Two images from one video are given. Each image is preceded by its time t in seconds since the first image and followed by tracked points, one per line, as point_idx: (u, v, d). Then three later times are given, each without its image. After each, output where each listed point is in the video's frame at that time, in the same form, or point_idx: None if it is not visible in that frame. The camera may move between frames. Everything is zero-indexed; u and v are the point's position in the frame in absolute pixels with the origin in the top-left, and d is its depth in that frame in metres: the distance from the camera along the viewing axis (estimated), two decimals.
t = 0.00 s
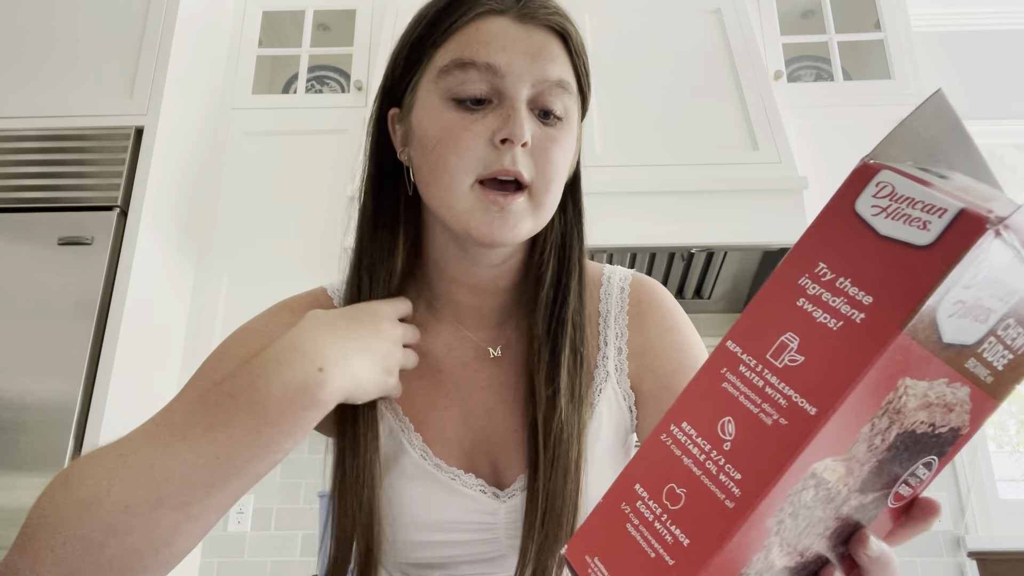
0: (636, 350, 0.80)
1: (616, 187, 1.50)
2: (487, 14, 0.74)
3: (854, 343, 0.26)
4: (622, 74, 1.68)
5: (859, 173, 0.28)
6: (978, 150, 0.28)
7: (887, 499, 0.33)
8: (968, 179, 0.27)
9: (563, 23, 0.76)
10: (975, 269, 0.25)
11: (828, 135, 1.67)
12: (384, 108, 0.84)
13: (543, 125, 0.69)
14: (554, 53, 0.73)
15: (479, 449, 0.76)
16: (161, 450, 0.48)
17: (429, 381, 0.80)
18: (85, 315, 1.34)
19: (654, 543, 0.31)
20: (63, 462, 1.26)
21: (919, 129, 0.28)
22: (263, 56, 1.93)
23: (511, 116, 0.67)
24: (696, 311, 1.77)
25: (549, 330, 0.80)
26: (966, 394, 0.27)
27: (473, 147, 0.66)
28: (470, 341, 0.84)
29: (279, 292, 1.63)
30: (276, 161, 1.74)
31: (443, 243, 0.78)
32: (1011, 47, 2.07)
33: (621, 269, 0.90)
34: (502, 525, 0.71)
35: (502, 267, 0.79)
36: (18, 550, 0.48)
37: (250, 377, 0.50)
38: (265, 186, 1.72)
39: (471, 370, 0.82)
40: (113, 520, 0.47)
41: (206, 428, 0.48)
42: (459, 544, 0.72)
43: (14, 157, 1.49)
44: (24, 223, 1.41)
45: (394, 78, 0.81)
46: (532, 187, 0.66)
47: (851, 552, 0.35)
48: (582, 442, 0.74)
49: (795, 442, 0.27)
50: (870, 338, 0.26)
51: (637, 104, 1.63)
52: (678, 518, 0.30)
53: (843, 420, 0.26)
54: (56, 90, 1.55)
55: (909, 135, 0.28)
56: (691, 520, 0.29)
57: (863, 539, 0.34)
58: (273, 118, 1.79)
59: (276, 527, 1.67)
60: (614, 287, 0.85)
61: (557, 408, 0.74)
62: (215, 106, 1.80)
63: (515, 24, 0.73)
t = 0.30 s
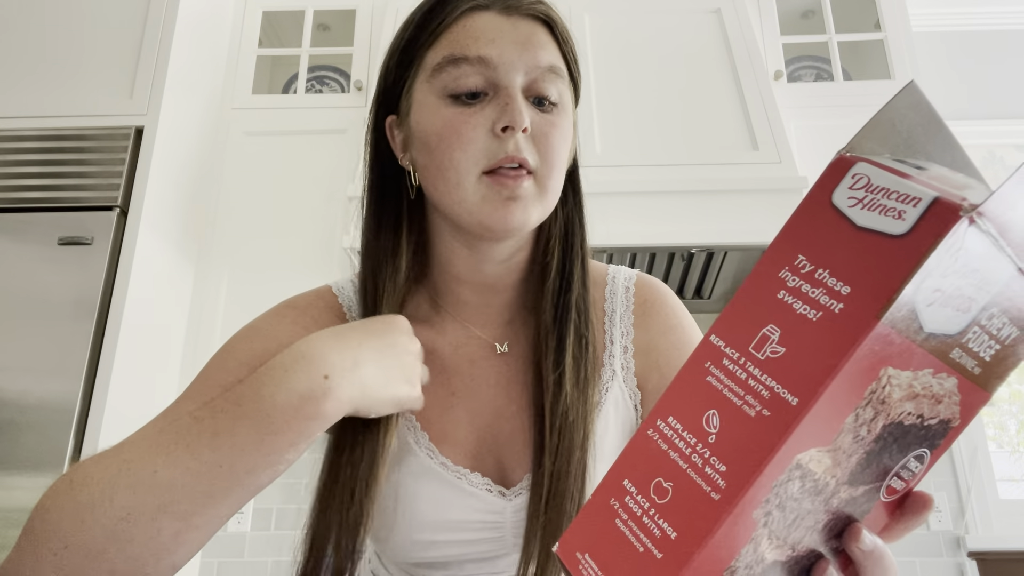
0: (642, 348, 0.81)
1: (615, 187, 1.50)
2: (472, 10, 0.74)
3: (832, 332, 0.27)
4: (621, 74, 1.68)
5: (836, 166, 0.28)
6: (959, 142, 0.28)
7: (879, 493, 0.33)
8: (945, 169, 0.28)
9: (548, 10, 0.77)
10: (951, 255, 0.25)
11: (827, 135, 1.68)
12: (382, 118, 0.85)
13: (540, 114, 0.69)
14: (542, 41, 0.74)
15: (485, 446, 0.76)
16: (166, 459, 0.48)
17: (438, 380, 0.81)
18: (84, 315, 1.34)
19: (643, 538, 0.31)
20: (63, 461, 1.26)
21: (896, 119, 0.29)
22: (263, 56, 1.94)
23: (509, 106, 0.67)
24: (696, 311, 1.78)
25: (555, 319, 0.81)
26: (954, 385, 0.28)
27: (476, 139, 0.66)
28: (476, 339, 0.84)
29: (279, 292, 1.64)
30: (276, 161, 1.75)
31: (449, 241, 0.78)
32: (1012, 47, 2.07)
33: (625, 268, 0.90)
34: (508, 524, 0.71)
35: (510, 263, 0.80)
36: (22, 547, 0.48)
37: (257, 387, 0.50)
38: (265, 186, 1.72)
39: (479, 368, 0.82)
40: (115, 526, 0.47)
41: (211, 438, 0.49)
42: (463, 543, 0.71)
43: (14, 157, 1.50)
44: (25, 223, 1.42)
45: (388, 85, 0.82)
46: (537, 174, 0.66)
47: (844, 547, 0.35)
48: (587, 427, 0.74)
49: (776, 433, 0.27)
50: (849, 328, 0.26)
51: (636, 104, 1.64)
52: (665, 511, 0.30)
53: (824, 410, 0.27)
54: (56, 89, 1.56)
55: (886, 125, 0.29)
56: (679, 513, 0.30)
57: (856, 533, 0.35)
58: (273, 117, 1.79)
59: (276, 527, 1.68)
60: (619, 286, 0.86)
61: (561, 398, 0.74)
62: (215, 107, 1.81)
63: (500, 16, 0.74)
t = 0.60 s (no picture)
0: (642, 348, 0.81)
1: (615, 187, 1.50)
2: (472, 11, 0.74)
3: (835, 333, 0.27)
4: (622, 74, 1.68)
5: (839, 165, 0.28)
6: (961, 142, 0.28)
7: (881, 493, 0.33)
8: (947, 170, 0.28)
9: (550, 13, 0.77)
10: (954, 256, 0.25)
11: (827, 135, 1.68)
12: (384, 113, 0.85)
13: (537, 117, 0.69)
14: (542, 44, 0.74)
15: (490, 443, 0.76)
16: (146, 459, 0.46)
17: (444, 376, 0.80)
18: (84, 316, 1.34)
19: (644, 539, 0.31)
20: (63, 462, 1.26)
21: (898, 120, 0.29)
22: (263, 56, 1.94)
23: (504, 109, 0.67)
24: (697, 311, 1.78)
25: (552, 311, 0.81)
26: (956, 385, 0.28)
27: (469, 140, 0.67)
28: (479, 337, 0.84)
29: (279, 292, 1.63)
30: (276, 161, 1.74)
31: (449, 236, 0.77)
32: (1012, 47, 2.07)
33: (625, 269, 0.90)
34: (512, 522, 0.70)
35: (513, 261, 0.79)
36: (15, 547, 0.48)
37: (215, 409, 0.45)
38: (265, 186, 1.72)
39: (483, 365, 0.82)
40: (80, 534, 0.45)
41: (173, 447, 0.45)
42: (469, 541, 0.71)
43: (15, 157, 1.50)
44: (24, 223, 1.42)
45: (390, 82, 0.82)
46: (530, 177, 0.66)
47: (846, 548, 0.35)
48: (588, 416, 0.75)
49: (778, 433, 0.27)
50: (851, 328, 0.26)
51: (636, 104, 1.64)
52: (667, 513, 0.30)
53: (826, 412, 0.27)
54: (56, 90, 1.55)
55: (888, 126, 0.29)
56: (681, 514, 0.30)
57: (858, 534, 0.35)
58: (273, 118, 1.79)
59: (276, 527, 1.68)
60: (619, 286, 0.86)
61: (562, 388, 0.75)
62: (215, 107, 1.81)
63: (501, 19, 0.74)
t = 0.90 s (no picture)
0: (642, 348, 0.81)
1: (616, 187, 1.50)
2: (473, 20, 0.74)
3: (838, 337, 0.26)
4: (622, 75, 1.68)
5: (843, 168, 0.28)
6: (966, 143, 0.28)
7: (883, 495, 0.33)
8: (950, 173, 0.28)
9: (553, 23, 0.76)
10: (958, 261, 0.25)
11: (828, 135, 1.67)
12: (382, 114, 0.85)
13: (534, 132, 0.69)
14: (543, 55, 0.73)
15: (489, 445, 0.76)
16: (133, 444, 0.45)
17: (443, 380, 0.81)
18: (84, 316, 1.34)
19: (645, 542, 0.31)
20: (63, 462, 1.26)
21: (902, 122, 0.28)
22: (263, 56, 1.93)
23: (500, 126, 0.67)
24: (697, 311, 1.78)
25: (553, 323, 0.81)
26: (959, 389, 0.28)
27: (464, 157, 0.67)
28: (475, 341, 0.84)
29: (280, 292, 1.63)
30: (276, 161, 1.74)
31: (446, 245, 0.78)
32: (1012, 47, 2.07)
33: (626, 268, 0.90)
34: (512, 525, 0.70)
35: (509, 266, 0.79)
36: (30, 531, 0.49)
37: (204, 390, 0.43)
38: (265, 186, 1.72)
39: (481, 371, 0.82)
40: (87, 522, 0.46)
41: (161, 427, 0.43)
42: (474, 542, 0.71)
43: (14, 157, 1.50)
44: (24, 223, 1.42)
45: (389, 83, 0.82)
46: (524, 194, 0.67)
47: (847, 550, 0.35)
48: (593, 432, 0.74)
49: (781, 438, 0.27)
50: (854, 332, 0.26)
51: (637, 104, 1.63)
52: (669, 516, 0.30)
53: (827, 417, 0.27)
54: (56, 90, 1.55)
55: (893, 127, 0.28)
56: (681, 517, 0.30)
57: (858, 536, 0.34)
58: (273, 118, 1.79)
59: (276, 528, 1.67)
60: (619, 287, 0.85)
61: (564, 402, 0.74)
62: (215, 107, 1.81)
63: (503, 28, 0.73)
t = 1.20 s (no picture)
0: (640, 350, 0.81)
1: (616, 187, 1.50)
2: (460, 20, 0.74)
3: (833, 339, 0.26)
4: (622, 75, 1.68)
5: (839, 170, 0.28)
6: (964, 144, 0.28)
7: (881, 497, 0.33)
8: (947, 175, 0.28)
9: (541, 19, 0.76)
10: (953, 265, 0.25)
11: (828, 135, 1.67)
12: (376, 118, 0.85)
13: (526, 129, 0.69)
14: (532, 51, 0.73)
15: (487, 447, 0.76)
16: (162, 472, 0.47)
17: (440, 382, 0.81)
18: (85, 315, 1.34)
19: (641, 544, 0.31)
20: (63, 462, 1.26)
21: (899, 123, 0.28)
22: (263, 56, 1.93)
23: (491, 124, 0.67)
24: (697, 311, 1.78)
25: (547, 318, 0.81)
26: (956, 390, 0.28)
27: (455, 157, 0.67)
28: (472, 342, 0.84)
29: (280, 292, 1.63)
30: (276, 161, 1.74)
31: (441, 247, 0.78)
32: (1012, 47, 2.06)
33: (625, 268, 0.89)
34: (509, 527, 0.70)
35: (505, 267, 0.79)
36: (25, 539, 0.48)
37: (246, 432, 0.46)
38: (265, 186, 1.72)
39: (478, 372, 0.82)
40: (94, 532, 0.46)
41: (201, 458, 0.46)
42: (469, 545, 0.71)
43: (14, 157, 1.50)
44: (24, 223, 1.41)
45: (381, 87, 0.82)
46: (518, 195, 0.67)
47: (845, 551, 0.35)
48: (581, 428, 0.73)
49: (777, 441, 0.27)
50: (850, 335, 0.26)
51: (637, 104, 1.63)
52: (665, 519, 0.30)
53: (823, 419, 0.27)
54: (56, 90, 1.55)
55: (890, 129, 0.28)
56: (678, 520, 0.30)
57: (856, 537, 0.34)
58: (273, 118, 1.79)
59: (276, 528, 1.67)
60: (618, 287, 0.86)
61: (552, 397, 0.74)
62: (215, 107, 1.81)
63: (490, 26, 0.73)
